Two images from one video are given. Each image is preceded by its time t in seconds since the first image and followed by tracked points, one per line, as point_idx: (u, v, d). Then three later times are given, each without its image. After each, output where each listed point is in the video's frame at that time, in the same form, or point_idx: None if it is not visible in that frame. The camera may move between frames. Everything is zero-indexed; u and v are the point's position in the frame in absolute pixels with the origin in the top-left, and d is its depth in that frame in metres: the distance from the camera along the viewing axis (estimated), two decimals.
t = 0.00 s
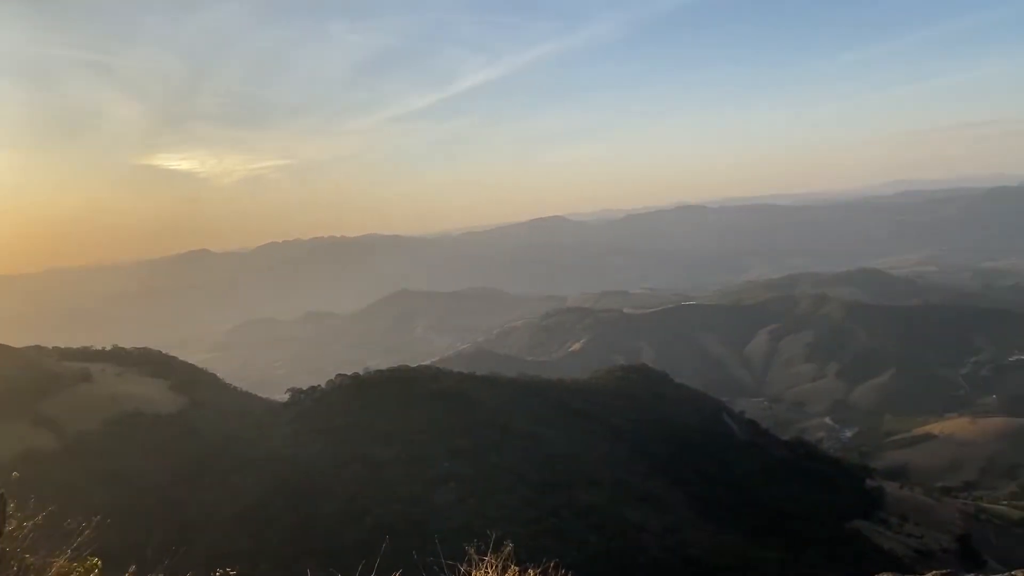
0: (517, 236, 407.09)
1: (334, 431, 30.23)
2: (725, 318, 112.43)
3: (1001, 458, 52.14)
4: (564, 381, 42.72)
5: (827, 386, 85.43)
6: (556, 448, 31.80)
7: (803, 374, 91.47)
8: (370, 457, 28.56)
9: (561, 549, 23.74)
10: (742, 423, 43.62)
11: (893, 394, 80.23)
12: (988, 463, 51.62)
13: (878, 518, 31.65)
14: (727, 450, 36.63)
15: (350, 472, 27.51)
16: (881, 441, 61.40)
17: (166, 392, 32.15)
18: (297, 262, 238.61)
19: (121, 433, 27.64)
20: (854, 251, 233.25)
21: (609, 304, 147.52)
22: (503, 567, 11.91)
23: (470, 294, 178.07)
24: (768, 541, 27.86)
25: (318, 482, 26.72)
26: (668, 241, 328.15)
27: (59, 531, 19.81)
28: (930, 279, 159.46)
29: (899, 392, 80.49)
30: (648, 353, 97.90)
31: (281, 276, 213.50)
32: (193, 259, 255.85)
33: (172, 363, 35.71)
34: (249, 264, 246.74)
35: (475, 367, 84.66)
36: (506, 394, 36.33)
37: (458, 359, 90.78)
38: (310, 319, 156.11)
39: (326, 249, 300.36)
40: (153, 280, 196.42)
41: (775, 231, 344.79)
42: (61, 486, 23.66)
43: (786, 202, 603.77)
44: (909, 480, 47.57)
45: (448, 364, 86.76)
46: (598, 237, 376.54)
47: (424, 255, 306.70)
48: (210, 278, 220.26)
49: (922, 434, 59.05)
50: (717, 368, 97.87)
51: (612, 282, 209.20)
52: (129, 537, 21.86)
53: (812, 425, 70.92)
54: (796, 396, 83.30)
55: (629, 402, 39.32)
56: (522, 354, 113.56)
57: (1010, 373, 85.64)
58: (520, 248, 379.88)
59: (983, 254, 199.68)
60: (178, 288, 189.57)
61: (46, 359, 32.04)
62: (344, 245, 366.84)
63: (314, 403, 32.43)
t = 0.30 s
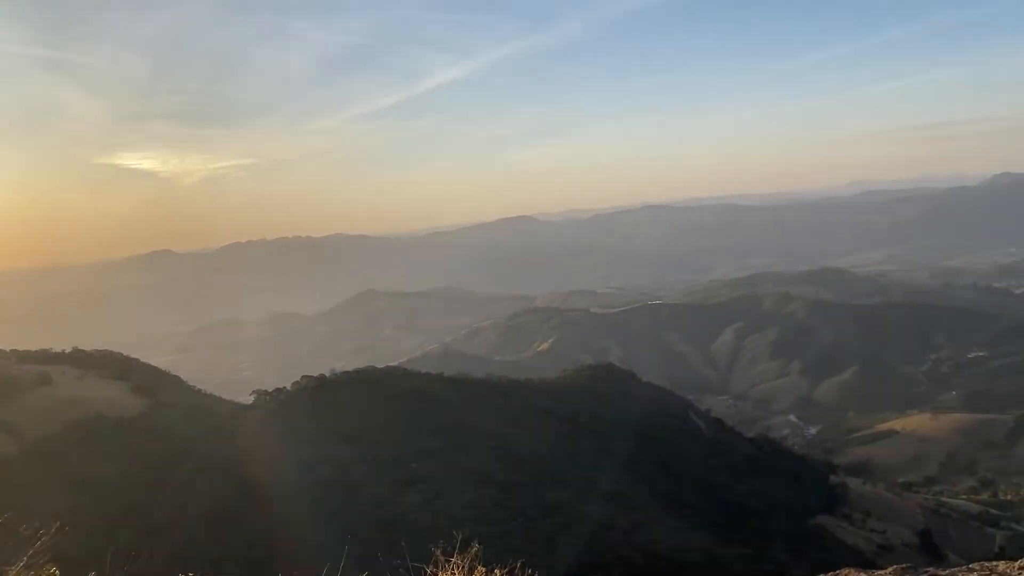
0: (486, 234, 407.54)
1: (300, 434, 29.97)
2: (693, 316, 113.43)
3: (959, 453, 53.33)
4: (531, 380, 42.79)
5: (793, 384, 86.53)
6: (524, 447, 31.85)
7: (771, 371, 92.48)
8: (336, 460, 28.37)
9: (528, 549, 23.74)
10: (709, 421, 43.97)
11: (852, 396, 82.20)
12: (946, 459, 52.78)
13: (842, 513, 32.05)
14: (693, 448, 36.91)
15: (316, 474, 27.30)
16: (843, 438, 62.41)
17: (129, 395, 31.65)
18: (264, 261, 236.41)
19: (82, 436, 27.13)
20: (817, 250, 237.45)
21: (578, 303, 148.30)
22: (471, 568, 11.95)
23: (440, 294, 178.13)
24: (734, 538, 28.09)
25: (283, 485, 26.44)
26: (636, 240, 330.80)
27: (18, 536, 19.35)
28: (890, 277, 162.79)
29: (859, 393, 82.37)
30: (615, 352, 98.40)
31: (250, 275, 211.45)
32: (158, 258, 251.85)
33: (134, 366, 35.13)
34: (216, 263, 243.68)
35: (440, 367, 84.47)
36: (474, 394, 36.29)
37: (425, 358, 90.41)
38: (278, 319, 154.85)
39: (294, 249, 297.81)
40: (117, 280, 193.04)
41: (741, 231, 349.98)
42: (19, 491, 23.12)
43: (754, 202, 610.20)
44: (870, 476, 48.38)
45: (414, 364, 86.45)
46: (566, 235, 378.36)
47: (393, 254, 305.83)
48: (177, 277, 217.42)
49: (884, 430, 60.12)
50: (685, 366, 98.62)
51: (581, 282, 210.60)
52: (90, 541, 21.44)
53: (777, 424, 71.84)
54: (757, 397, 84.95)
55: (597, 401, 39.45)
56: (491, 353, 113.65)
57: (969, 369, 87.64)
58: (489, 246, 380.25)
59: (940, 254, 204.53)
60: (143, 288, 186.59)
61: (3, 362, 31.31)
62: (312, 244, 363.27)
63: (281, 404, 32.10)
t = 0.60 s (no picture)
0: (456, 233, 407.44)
1: (268, 435, 29.68)
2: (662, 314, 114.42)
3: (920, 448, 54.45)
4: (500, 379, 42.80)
5: (760, 382, 87.63)
6: (493, 447, 31.85)
7: (737, 369, 93.75)
8: (304, 461, 28.16)
9: (496, 549, 23.73)
10: (676, 418, 44.33)
11: (818, 391, 83.25)
12: (906, 453, 53.88)
13: (807, 509, 32.48)
14: (661, 446, 37.17)
15: (283, 476, 27.05)
16: (809, 434, 63.33)
17: (92, 398, 31.13)
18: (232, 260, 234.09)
19: (43, 440, 26.61)
20: (781, 249, 241.19)
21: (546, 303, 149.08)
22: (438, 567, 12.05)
23: (411, 294, 178.04)
24: (701, 534, 28.34)
25: (251, 487, 26.20)
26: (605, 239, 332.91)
27: None
28: (852, 276, 165.85)
29: (825, 390, 83.54)
30: (584, 351, 98.97)
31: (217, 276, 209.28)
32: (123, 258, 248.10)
33: (97, 368, 34.56)
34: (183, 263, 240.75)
35: (407, 367, 84.36)
36: (443, 393, 36.23)
37: (391, 359, 90.22)
38: (247, 320, 153.54)
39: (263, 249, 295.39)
40: (81, 280, 189.80)
41: (708, 231, 354.20)
42: None
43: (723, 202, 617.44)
44: (835, 472, 49.10)
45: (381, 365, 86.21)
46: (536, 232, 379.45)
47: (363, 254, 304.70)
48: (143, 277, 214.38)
49: (848, 426, 61.17)
50: (654, 366, 99.46)
51: (551, 281, 211.83)
52: (50, 546, 21.01)
53: (742, 424, 72.92)
54: (724, 394, 85.65)
55: (566, 400, 39.57)
56: (460, 353, 113.84)
57: (930, 365, 89.57)
58: (459, 245, 380.23)
59: (901, 254, 208.92)
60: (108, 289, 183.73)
61: None
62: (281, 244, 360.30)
63: (247, 406, 31.79)
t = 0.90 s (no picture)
0: (426, 232, 406.00)
1: (235, 437, 29.42)
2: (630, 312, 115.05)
3: (883, 444, 55.37)
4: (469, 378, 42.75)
5: (728, 379, 88.40)
6: (462, 446, 31.89)
7: (703, 367, 95.10)
8: (272, 463, 27.97)
9: (466, 548, 23.73)
10: (644, 416, 44.65)
11: (782, 388, 84.66)
12: (869, 450, 54.76)
13: (773, 505, 32.88)
14: (630, 445, 37.45)
15: (251, 477, 26.86)
16: (772, 431, 64.36)
17: (54, 400, 30.68)
18: (198, 258, 230.90)
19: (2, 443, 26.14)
20: (748, 247, 243.97)
21: (516, 303, 149.57)
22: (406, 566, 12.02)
23: (381, 294, 177.28)
24: (671, 531, 28.59)
25: (217, 489, 25.87)
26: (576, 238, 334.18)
27: None
28: (817, 275, 168.35)
29: (789, 386, 84.99)
30: (551, 350, 99.44)
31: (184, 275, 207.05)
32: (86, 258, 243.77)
33: (57, 369, 34.02)
34: (149, 262, 237.45)
35: (372, 368, 84.25)
36: (411, 393, 36.15)
37: (357, 360, 89.72)
38: (214, 320, 151.99)
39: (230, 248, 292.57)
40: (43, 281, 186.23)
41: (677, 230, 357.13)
42: None
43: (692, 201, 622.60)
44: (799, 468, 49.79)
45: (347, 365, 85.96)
46: (507, 230, 379.53)
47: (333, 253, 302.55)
48: (107, 277, 210.99)
49: (813, 422, 62.08)
50: (624, 366, 99.90)
51: (521, 280, 212.20)
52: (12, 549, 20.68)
53: (709, 421, 73.52)
54: (691, 392, 86.80)
55: (535, 399, 39.67)
56: (428, 353, 113.84)
57: (894, 362, 91.16)
58: (429, 243, 378.89)
59: (864, 253, 212.53)
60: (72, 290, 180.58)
61: None
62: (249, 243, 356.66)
63: (214, 407, 31.47)
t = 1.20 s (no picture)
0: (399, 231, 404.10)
1: (202, 438, 29.10)
2: (601, 310, 115.48)
3: (849, 440, 56.21)
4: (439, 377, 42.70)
5: (699, 378, 89.01)
6: (432, 445, 31.87)
7: (672, 364, 96.11)
8: (240, 464, 27.71)
9: (435, 547, 23.70)
10: (615, 414, 44.87)
11: (750, 384, 85.79)
12: (835, 447, 55.54)
13: (741, 500, 33.22)
14: (600, 443, 37.66)
15: (218, 477, 26.60)
16: (739, 427, 65.16)
17: (15, 403, 30.11)
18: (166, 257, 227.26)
19: None
20: (716, 245, 246.72)
21: (487, 301, 149.81)
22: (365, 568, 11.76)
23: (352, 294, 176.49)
24: (640, 527, 28.77)
25: (184, 490, 25.59)
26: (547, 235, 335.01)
27: None
28: (783, 273, 170.64)
29: (757, 382, 86.12)
30: (522, 348, 99.77)
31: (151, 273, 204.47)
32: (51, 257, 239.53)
33: (19, 371, 33.40)
34: (116, 261, 233.96)
35: (340, 367, 83.98)
36: (381, 392, 36.03)
37: (325, 360, 89.24)
38: (182, 319, 150.45)
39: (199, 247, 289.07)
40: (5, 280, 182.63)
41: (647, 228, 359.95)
42: None
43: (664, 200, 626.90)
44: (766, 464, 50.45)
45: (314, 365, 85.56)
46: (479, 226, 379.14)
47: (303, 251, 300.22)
48: (72, 275, 207.48)
49: (780, 419, 62.88)
50: (596, 365, 100.22)
51: (493, 278, 212.57)
52: None
53: (679, 418, 73.98)
54: (660, 389, 87.65)
55: (505, 398, 39.72)
56: (399, 352, 113.75)
57: (860, 358, 92.60)
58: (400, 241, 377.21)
59: (830, 251, 215.76)
60: (36, 289, 177.47)
61: None
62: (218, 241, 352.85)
63: (180, 408, 31.08)
